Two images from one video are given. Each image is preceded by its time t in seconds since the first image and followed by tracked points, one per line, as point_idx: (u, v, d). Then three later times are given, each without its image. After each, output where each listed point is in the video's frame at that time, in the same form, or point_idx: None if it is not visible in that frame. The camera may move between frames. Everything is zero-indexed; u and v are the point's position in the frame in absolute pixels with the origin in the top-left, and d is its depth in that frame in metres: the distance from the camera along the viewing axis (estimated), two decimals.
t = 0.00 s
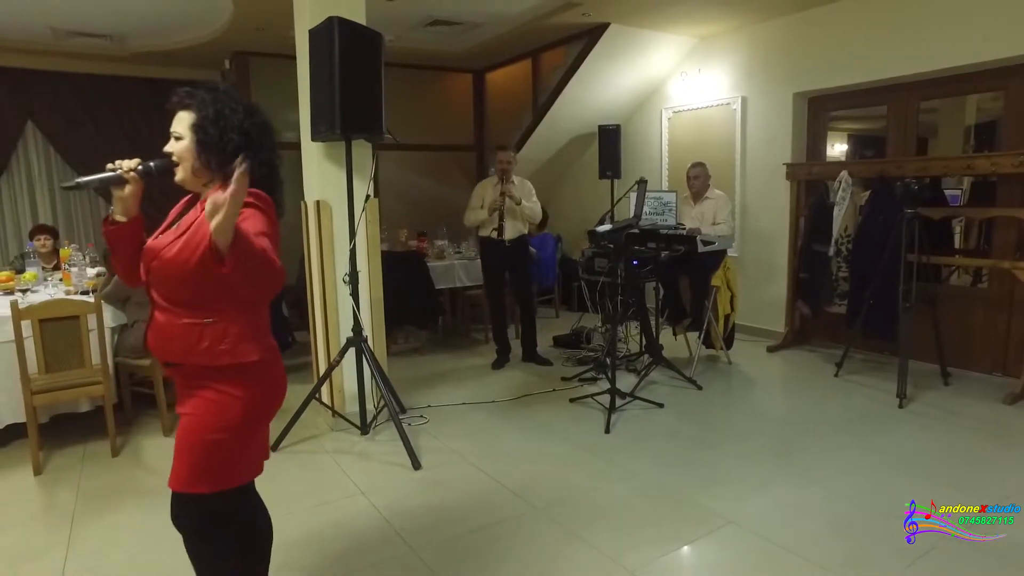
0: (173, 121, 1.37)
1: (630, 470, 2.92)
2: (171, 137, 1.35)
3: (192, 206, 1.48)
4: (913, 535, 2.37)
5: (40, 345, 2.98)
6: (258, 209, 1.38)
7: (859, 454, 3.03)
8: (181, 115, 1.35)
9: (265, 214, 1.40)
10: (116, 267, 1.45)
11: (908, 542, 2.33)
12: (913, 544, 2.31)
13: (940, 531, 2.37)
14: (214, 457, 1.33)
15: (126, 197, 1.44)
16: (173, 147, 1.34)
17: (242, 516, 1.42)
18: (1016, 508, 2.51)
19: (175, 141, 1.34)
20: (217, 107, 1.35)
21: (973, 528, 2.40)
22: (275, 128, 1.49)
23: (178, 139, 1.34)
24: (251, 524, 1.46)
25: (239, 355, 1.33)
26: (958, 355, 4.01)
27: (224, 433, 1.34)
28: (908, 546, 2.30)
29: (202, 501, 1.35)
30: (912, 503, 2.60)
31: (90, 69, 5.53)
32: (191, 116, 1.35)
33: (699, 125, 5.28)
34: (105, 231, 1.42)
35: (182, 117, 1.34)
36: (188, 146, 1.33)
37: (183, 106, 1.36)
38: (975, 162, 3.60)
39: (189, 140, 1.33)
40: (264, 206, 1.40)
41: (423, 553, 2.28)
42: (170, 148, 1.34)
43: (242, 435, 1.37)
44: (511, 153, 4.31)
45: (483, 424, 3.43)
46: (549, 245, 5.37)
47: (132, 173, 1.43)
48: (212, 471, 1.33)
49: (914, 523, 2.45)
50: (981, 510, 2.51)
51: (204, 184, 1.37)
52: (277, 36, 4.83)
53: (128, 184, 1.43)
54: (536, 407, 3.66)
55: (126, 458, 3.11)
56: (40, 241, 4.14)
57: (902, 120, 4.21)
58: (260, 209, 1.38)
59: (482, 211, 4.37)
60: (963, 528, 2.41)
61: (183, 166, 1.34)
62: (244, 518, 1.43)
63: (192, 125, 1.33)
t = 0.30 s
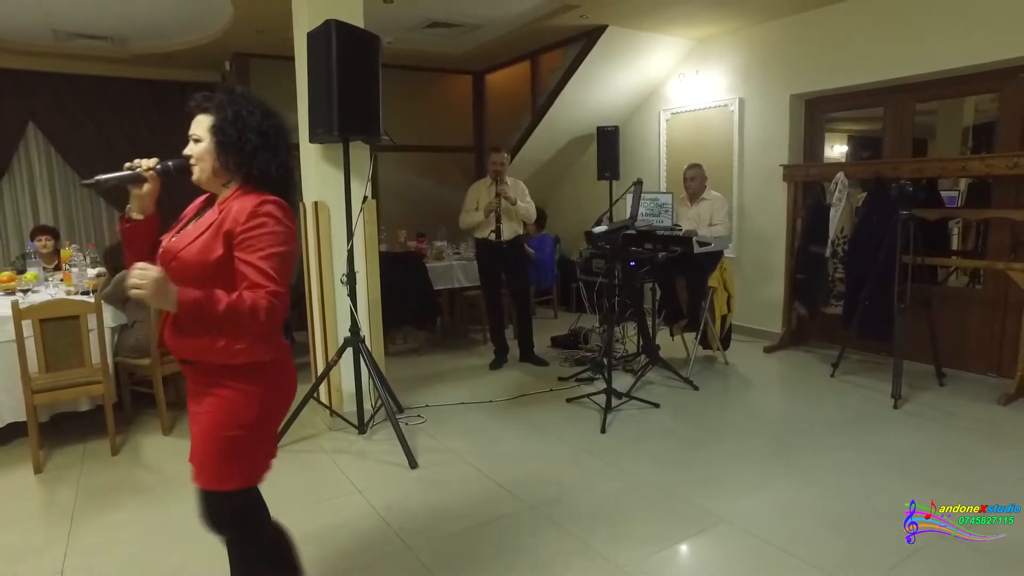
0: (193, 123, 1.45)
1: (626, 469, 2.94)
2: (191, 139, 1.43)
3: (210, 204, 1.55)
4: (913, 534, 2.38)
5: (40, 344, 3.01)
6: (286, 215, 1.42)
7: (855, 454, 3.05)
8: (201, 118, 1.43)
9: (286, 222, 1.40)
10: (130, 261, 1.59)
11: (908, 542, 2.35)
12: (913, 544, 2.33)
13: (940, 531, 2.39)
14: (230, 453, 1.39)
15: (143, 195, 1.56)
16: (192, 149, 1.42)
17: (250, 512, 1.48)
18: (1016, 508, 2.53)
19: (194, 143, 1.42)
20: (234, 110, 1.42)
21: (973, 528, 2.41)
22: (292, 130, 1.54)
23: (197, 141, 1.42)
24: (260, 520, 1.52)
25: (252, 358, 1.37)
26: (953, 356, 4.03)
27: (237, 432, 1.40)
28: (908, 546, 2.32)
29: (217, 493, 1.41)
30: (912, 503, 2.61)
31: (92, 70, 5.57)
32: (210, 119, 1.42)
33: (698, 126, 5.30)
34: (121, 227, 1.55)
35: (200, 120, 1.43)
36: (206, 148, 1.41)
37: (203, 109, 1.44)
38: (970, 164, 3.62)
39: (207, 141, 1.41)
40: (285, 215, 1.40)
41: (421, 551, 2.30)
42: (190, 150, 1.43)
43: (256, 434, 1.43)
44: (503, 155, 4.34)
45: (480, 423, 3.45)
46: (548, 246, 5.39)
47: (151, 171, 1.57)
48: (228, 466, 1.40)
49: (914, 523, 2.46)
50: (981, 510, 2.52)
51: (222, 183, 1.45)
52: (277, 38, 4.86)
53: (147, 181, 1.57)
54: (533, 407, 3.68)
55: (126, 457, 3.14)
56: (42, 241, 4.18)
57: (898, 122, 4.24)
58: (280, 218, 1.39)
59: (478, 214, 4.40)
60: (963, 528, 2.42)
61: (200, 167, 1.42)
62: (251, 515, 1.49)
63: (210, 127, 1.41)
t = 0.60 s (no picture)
0: (217, 124, 1.47)
1: (621, 468, 2.98)
2: (216, 140, 1.45)
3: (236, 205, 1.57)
4: (914, 535, 2.40)
5: (40, 343, 3.05)
6: (302, 212, 1.41)
7: (845, 453, 3.09)
8: (226, 118, 1.45)
9: (295, 216, 1.39)
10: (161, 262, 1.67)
11: (908, 542, 2.37)
12: (914, 544, 2.35)
13: (940, 531, 2.41)
14: (251, 443, 1.45)
15: (174, 198, 1.63)
16: (220, 149, 1.44)
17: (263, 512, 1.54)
18: (1015, 508, 2.55)
19: (222, 143, 1.44)
20: (264, 111, 1.45)
21: (973, 528, 2.44)
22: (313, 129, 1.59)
23: (225, 141, 1.44)
24: (264, 510, 1.62)
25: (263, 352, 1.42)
26: (948, 357, 4.05)
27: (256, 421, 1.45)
28: (909, 546, 2.34)
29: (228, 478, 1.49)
30: (912, 503, 2.64)
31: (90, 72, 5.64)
32: (237, 120, 1.44)
33: (693, 128, 5.34)
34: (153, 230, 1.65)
35: (227, 120, 1.44)
36: (236, 148, 1.43)
37: (227, 110, 1.46)
38: (960, 165, 3.65)
39: (236, 141, 1.43)
40: (293, 209, 1.39)
41: (415, 550, 2.33)
42: (217, 150, 1.44)
43: (275, 424, 1.46)
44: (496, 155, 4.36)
45: (476, 422, 3.49)
46: (545, 247, 5.42)
47: (180, 176, 1.59)
48: (256, 457, 1.46)
49: (915, 523, 2.49)
50: (981, 510, 2.55)
51: (251, 183, 1.47)
52: (276, 40, 4.90)
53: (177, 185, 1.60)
54: (528, 406, 3.72)
55: (125, 455, 3.18)
56: (42, 242, 4.22)
57: (892, 124, 4.27)
58: (285, 212, 1.38)
59: (471, 214, 4.46)
60: (963, 528, 2.45)
61: (230, 167, 1.44)
62: (251, 506, 1.58)
63: (238, 128, 1.43)
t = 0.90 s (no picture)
0: (235, 127, 1.50)
1: (613, 466, 3.01)
2: (235, 144, 1.48)
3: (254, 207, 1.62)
4: (914, 534, 2.41)
5: (39, 343, 3.08)
6: (313, 213, 1.45)
7: (836, 452, 3.11)
8: (245, 122, 1.48)
9: (306, 216, 1.43)
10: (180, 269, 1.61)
11: (908, 542, 2.37)
12: (914, 544, 2.36)
13: (941, 531, 2.42)
14: (258, 438, 1.49)
15: (196, 206, 1.58)
16: (239, 153, 1.48)
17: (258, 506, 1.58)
18: (1015, 508, 2.56)
19: (241, 147, 1.47)
20: (285, 115, 1.48)
21: (973, 528, 2.45)
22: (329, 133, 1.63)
23: (245, 145, 1.47)
24: (259, 505, 1.66)
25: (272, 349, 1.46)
26: (940, 356, 4.07)
27: (262, 416, 1.48)
28: (908, 546, 2.35)
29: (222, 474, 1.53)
30: (912, 503, 2.64)
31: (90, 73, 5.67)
32: (257, 124, 1.47)
33: (689, 129, 5.37)
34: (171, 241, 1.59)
35: (246, 124, 1.47)
36: (256, 151, 1.47)
37: (245, 115, 1.50)
38: (952, 166, 3.67)
39: (257, 145, 1.47)
40: (304, 210, 1.42)
41: (410, 547, 2.36)
42: (236, 154, 1.48)
43: (282, 420, 1.49)
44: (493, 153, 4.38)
45: (471, 421, 3.53)
46: (542, 247, 5.44)
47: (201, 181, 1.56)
48: (262, 451, 1.49)
49: (915, 523, 2.49)
50: (981, 510, 2.56)
51: (270, 186, 1.51)
52: (274, 42, 4.93)
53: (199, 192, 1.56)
54: (522, 405, 3.75)
55: (123, 452, 3.22)
56: (42, 243, 4.26)
57: (885, 124, 4.30)
58: (296, 212, 1.42)
59: (467, 211, 4.49)
60: (964, 528, 2.45)
61: (249, 171, 1.48)
62: (242, 503, 1.61)
63: (259, 132, 1.46)
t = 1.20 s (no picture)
0: (237, 129, 1.51)
1: (610, 464, 3.02)
2: (241, 145, 1.50)
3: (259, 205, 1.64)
4: (914, 534, 2.42)
5: (38, 340, 3.10)
6: (317, 208, 1.48)
7: (831, 451, 3.13)
8: (248, 123, 1.50)
9: (310, 213, 1.46)
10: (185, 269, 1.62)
11: (908, 542, 2.38)
12: (914, 544, 2.37)
13: (941, 531, 2.43)
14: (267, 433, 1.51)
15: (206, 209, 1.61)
16: (247, 154, 1.50)
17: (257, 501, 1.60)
18: (1015, 508, 2.57)
19: (248, 148, 1.49)
20: (290, 116, 1.51)
21: (973, 528, 2.45)
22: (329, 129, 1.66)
23: (252, 146, 1.49)
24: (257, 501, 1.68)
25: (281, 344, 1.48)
26: (935, 356, 4.09)
27: (271, 411, 1.50)
28: (908, 546, 2.36)
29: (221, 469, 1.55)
30: (912, 503, 2.65)
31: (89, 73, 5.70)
32: (262, 125, 1.49)
33: (686, 129, 5.39)
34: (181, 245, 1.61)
35: (250, 125, 1.48)
36: (265, 152, 1.49)
37: (248, 116, 1.51)
38: (947, 166, 3.69)
39: (265, 146, 1.49)
40: (308, 206, 1.45)
41: (408, 545, 2.37)
42: (244, 155, 1.50)
43: (291, 414, 1.52)
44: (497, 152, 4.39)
45: (469, 419, 3.54)
46: (540, 247, 5.46)
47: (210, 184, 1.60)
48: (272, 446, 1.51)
49: (915, 523, 2.50)
50: (981, 510, 2.56)
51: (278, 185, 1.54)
52: (273, 42, 4.96)
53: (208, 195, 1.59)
54: (518, 403, 3.77)
55: (121, 450, 3.24)
56: (42, 243, 4.29)
57: (882, 124, 4.31)
58: (301, 208, 1.45)
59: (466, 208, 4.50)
60: (964, 528, 2.46)
61: (258, 172, 1.51)
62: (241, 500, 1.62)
63: (266, 133, 1.49)
